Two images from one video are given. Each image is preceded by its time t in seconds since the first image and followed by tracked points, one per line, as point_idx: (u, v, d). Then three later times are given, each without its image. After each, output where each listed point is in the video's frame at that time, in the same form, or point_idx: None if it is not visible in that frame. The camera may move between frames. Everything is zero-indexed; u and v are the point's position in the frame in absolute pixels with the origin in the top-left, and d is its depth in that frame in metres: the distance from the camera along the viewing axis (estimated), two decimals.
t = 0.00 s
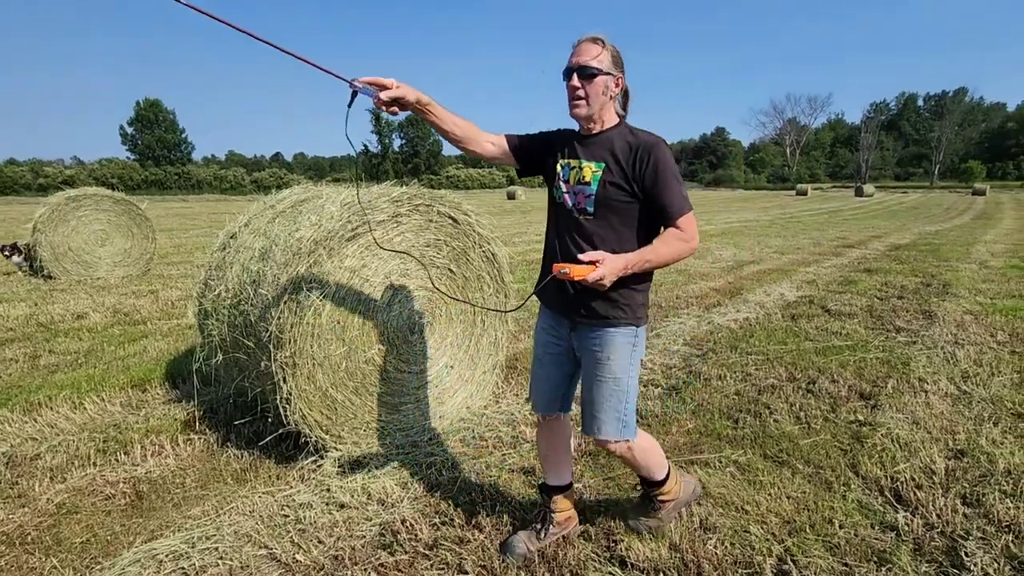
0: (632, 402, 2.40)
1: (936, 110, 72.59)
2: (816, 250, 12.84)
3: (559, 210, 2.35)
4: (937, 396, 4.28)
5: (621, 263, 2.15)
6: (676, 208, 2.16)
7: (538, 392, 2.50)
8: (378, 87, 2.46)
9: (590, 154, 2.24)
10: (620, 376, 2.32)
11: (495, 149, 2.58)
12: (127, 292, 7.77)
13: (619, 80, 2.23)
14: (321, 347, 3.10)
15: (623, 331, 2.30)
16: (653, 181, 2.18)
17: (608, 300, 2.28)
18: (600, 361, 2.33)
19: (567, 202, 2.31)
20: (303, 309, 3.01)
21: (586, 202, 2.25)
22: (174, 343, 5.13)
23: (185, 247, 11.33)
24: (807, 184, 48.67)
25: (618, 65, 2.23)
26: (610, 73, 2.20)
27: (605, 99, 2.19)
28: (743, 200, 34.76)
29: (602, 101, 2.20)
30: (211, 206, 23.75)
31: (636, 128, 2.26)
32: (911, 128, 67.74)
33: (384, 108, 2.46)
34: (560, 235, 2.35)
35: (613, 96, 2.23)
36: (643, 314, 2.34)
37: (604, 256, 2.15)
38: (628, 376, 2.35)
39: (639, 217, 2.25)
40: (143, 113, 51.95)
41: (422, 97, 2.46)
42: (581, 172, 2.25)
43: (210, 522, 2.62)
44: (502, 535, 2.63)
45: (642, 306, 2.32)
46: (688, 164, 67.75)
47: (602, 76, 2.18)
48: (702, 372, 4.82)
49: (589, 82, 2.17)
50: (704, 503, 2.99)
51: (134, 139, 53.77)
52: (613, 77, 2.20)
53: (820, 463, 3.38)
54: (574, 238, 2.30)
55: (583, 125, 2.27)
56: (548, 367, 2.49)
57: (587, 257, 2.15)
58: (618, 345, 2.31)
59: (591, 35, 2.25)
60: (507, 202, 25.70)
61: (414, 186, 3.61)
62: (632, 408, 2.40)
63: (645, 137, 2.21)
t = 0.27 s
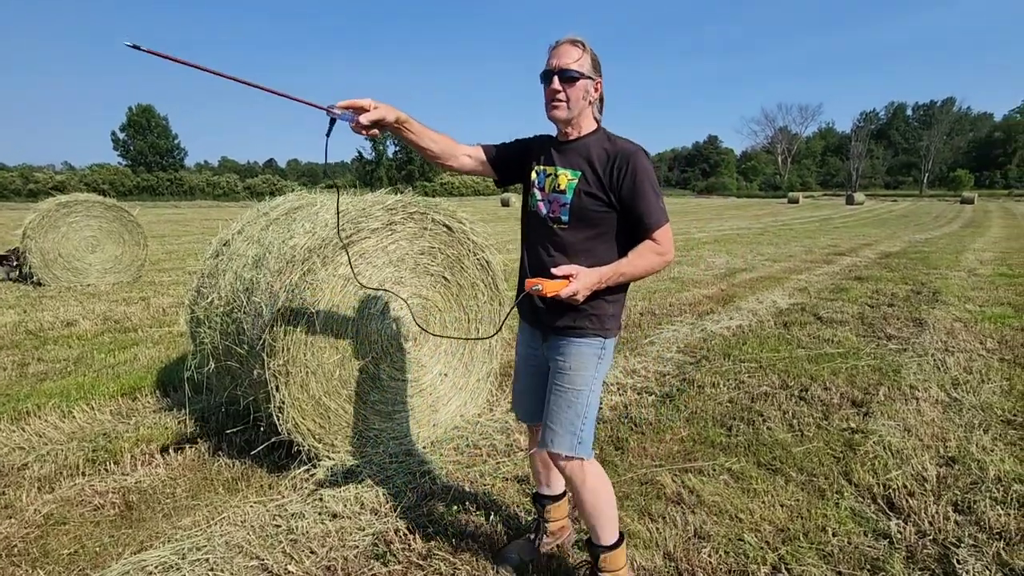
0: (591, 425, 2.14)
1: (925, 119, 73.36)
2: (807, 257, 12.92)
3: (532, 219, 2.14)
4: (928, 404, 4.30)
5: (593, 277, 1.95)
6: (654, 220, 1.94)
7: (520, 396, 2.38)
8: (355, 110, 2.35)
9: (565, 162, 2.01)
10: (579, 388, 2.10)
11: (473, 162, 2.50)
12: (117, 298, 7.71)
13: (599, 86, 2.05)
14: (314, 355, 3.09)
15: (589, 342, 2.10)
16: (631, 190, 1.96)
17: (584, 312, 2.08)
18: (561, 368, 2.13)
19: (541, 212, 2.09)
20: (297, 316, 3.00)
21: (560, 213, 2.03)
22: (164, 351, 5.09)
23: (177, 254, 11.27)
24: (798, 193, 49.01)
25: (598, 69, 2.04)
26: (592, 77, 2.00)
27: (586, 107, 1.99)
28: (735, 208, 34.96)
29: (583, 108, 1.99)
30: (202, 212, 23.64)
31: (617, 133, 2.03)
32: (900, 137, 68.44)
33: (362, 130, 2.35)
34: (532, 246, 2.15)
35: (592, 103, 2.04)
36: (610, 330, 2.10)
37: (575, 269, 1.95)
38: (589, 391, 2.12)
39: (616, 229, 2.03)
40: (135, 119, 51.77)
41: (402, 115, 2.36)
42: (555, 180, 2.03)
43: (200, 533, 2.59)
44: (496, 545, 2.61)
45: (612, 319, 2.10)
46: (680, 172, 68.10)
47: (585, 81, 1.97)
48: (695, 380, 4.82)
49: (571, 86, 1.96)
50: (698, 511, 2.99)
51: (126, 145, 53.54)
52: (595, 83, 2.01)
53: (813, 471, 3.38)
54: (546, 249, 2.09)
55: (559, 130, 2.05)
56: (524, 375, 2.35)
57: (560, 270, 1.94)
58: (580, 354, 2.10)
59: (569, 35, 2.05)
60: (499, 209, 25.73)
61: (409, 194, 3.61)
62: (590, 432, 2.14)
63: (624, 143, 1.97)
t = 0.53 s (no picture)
0: (578, 448, 2.09)
1: (917, 125, 73.88)
2: (801, 263, 12.95)
3: (517, 226, 2.11)
4: (922, 410, 4.30)
5: (573, 292, 1.90)
6: (644, 239, 1.89)
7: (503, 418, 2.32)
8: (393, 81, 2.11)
9: (558, 167, 2.00)
10: (562, 412, 2.05)
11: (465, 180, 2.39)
12: (109, 306, 7.66)
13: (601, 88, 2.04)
14: (307, 363, 3.07)
15: (571, 362, 2.03)
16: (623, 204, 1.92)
17: (562, 330, 2.02)
18: (542, 390, 2.08)
19: (526, 219, 2.06)
20: (290, 324, 2.98)
21: (546, 221, 2.00)
22: (156, 359, 5.05)
23: (170, 261, 11.21)
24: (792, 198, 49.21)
25: (601, 71, 2.03)
26: (595, 79, 1.99)
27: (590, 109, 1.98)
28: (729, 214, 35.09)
29: (587, 111, 1.98)
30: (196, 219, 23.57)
31: (614, 144, 2.01)
32: (892, 143, 68.93)
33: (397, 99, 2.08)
34: (515, 253, 2.11)
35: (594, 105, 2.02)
36: (595, 348, 2.04)
37: (553, 282, 1.90)
38: (573, 414, 2.07)
39: (603, 243, 1.99)
40: (129, 125, 51.65)
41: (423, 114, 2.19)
42: (545, 186, 2.01)
43: (190, 544, 2.56)
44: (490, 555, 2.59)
45: (592, 336, 2.03)
46: (675, 178, 68.32)
47: (589, 83, 1.96)
48: (690, 386, 4.81)
49: (575, 89, 1.95)
50: (693, 519, 2.97)
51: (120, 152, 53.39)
52: (598, 85, 2.00)
53: (808, 478, 3.37)
54: (529, 257, 2.06)
55: (559, 136, 2.03)
56: (506, 395, 2.29)
57: (536, 281, 1.89)
58: (562, 376, 2.04)
59: (570, 36, 2.03)
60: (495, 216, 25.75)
61: (403, 201, 3.60)
62: (578, 455, 2.09)
63: (620, 155, 1.95)
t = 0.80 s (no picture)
0: (570, 462, 2.08)
1: (909, 128, 74.34)
2: (795, 266, 12.97)
3: (505, 230, 2.08)
4: (917, 413, 4.30)
5: (570, 306, 1.88)
6: (637, 249, 1.88)
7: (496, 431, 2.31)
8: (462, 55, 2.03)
9: (547, 171, 1.97)
10: (551, 427, 2.03)
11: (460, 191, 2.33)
12: (100, 313, 7.60)
13: (591, 87, 2.01)
14: (298, 371, 3.04)
15: (559, 377, 2.00)
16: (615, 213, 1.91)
17: (550, 343, 1.99)
18: (531, 406, 2.06)
19: (514, 223, 2.04)
20: (281, 331, 2.95)
21: (534, 226, 1.98)
22: (148, 367, 5.01)
23: (163, 267, 11.15)
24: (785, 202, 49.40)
25: (591, 70, 2.00)
26: (585, 79, 1.96)
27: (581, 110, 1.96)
28: (723, 217, 35.18)
29: (578, 112, 1.95)
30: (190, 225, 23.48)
31: (603, 148, 2.00)
32: (884, 146, 69.33)
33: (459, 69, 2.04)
34: (504, 258, 2.09)
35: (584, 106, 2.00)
36: (587, 361, 2.02)
37: (552, 296, 1.87)
38: (564, 429, 2.05)
39: (594, 251, 1.98)
40: (122, 131, 51.49)
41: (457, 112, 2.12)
42: (533, 190, 1.98)
43: (180, 556, 2.53)
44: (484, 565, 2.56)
45: (583, 348, 2.00)
46: (669, 182, 68.50)
47: (579, 83, 1.94)
48: (685, 391, 4.80)
49: (566, 89, 1.92)
50: (689, 526, 2.95)
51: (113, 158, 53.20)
52: (587, 84, 1.97)
53: (804, 483, 3.36)
54: (517, 264, 2.03)
55: (548, 138, 2.00)
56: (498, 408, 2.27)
57: (534, 297, 1.87)
58: (550, 392, 2.02)
59: (559, 34, 2.00)
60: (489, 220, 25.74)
61: (396, 207, 3.58)
62: (571, 469, 2.08)
63: (611, 161, 1.94)
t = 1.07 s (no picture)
0: (567, 473, 2.06)
1: (903, 132, 74.70)
2: (792, 269, 12.99)
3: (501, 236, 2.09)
4: (914, 415, 4.30)
5: (568, 312, 1.86)
6: (635, 253, 1.86)
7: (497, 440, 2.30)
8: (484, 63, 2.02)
9: (542, 176, 1.97)
10: (547, 438, 2.02)
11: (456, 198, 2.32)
12: (96, 318, 7.56)
13: (586, 89, 2.00)
14: (295, 376, 3.02)
15: (555, 387, 1.99)
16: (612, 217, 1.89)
17: (546, 351, 1.98)
18: (528, 415, 2.05)
19: (510, 228, 2.04)
20: (277, 336, 2.93)
21: (529, 230, 1.98)
22: (144, 372, 4.98)
23: (159, 272, 11.11)
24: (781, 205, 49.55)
25: (584, 71, 1.99)
26: (578, 81, 1.96)
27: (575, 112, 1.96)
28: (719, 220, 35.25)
29: (572, 114, 1.95)
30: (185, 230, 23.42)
31: (598, 151, 1.99)
32: (879, 149, 69.63)
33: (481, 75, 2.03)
34: (502, 265, 2.09)
35: (579, 108, 1.99)
36: (584, 371, 2.00)
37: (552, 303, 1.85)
38: (561, 440, 2.03)
39: (592, 257, 1.97)
40: (118, 136, 51.38)
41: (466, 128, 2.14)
42: (528, 195, 1.98)
43: (175, 564, 2.51)
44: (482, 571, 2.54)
45: (578, 357, 1.98)
46: (666, 186, 68.63)
47: (572, 86, 1.93)
48: (683, 394, 4.80)
49: (559, 92, 1.92)
50: (687, 531, 2.94)
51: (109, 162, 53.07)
52: (581, 86, 1.97)
53: (802, 486, 3.35)
54: (514, 270, 2.03)
55: (544, 142, 2.00)
56: (497, 416, 2.26)
57: (533, 304, 1.84)
58: (546, 401, 2.01)
59: (550, 38, 1.99)
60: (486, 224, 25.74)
61: (392, 211, 3.57)
62: (568, 480, 2.06)
63: (607, 164, 1.93)
